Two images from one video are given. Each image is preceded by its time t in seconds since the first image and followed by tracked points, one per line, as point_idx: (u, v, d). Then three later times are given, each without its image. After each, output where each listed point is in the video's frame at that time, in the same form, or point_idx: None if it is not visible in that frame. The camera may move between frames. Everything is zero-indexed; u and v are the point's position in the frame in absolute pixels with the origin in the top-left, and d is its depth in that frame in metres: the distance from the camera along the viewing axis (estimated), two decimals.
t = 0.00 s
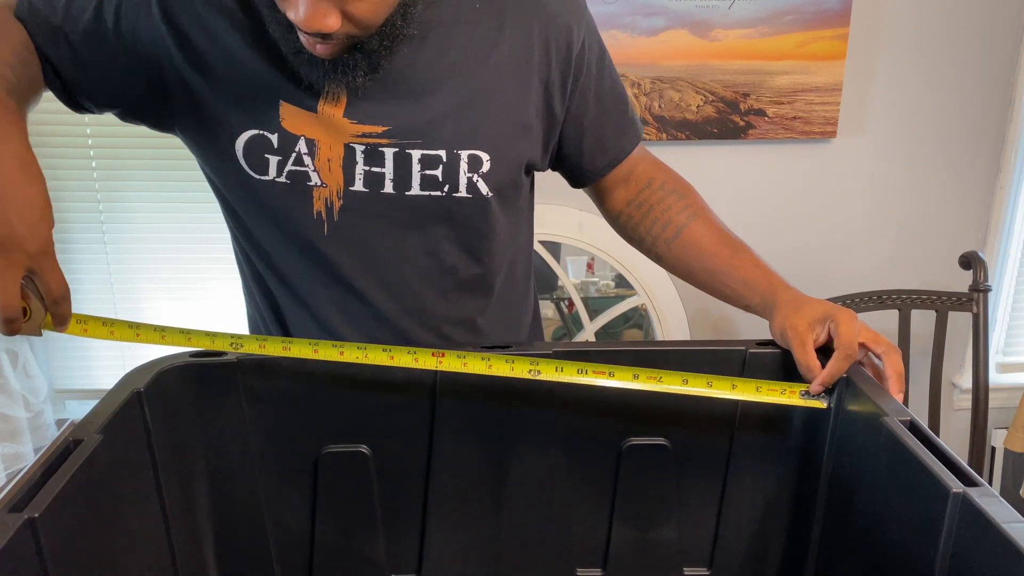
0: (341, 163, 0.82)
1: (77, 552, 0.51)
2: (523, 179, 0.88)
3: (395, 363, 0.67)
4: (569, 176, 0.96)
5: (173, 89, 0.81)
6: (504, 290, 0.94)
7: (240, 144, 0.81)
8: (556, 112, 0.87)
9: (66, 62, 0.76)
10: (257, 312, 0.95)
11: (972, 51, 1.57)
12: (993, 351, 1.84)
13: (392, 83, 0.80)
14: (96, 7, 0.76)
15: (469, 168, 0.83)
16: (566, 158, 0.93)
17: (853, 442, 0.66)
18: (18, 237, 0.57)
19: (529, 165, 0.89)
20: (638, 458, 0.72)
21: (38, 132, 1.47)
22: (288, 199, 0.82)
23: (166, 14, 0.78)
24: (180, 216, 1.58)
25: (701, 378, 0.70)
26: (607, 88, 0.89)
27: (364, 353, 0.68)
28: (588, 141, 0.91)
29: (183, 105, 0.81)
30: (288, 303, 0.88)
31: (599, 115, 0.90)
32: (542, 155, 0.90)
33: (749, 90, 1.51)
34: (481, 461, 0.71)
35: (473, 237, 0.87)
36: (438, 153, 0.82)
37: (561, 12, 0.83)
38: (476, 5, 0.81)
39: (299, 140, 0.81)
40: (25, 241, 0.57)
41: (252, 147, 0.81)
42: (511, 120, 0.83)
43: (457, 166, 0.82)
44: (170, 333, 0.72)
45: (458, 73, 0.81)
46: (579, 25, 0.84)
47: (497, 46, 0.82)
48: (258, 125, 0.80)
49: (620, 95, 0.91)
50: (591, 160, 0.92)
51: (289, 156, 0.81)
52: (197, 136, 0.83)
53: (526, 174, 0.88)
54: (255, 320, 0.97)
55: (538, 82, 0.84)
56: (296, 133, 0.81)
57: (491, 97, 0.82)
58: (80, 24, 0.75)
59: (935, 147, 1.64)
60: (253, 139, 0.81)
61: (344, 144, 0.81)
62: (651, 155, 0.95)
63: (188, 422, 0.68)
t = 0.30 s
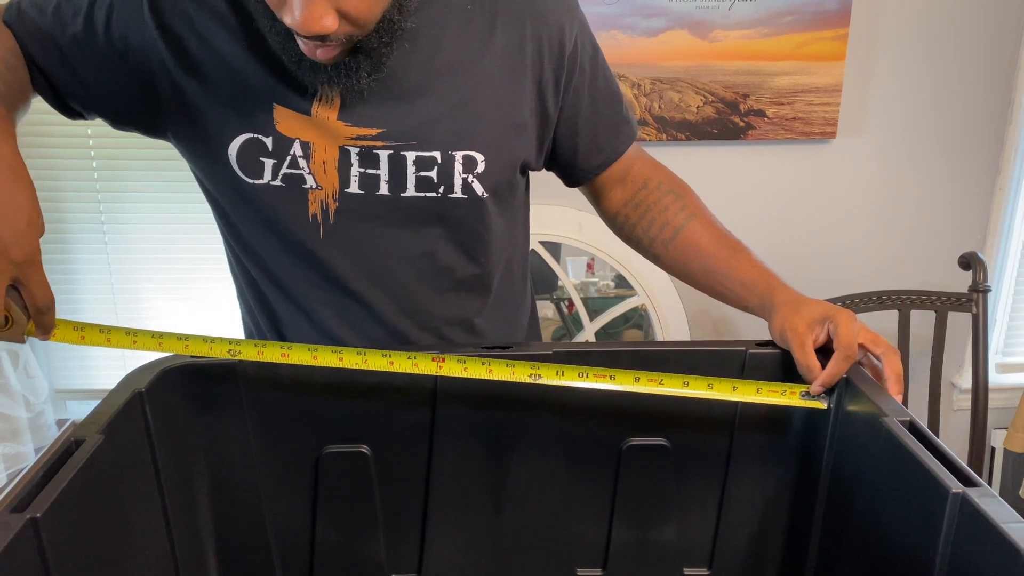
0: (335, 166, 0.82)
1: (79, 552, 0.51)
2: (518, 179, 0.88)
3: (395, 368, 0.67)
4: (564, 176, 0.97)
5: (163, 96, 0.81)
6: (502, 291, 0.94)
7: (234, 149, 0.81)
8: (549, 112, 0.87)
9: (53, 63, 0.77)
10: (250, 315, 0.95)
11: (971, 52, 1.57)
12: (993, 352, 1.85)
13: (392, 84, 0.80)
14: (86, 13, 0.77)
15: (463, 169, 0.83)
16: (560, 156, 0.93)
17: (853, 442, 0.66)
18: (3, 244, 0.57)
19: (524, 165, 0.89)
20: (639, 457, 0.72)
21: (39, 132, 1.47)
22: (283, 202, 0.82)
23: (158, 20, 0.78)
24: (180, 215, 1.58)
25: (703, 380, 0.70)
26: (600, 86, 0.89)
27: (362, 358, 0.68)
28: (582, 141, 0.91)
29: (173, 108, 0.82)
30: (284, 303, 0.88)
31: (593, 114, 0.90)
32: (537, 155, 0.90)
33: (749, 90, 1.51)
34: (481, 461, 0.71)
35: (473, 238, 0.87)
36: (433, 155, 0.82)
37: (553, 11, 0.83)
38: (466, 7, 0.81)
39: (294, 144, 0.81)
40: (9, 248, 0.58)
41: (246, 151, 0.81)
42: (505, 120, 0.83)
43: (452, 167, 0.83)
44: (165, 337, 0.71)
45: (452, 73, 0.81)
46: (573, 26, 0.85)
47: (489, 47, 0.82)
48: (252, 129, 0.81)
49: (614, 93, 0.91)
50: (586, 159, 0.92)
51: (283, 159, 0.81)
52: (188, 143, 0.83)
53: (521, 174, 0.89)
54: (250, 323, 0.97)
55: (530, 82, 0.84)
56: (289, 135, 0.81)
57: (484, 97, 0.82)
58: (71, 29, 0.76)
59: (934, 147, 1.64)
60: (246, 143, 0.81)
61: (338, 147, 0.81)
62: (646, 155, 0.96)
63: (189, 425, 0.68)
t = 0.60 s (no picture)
0: (330, 169, 0.82)
1: (79, 553, 0.51)
2: (514, 179, 0.88)
3: (395, 368, 0.67)
4: (559, 175, 0.97)
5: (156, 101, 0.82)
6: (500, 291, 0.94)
7: (228, 155, 0.82)
8: (543, 111, 0.87)
9: (47, 72, 0.77)
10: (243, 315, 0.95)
11: (971, 53, 1.58)
12: (993, 352, 1.85)
13: (390, 86, 0.81)
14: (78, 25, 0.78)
15: (459, 170, 0.83)
16: (555, 155, 0.94)
17: (852, 443, 0.66)
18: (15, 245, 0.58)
19: (519, 165, 0.89)
20: (638, 457, 0.72)
21: (40, 132, 1.47)
22: (277, 206, 0.82)
23: (148, 18, 0.78)
24: (180, 214, 1.58)
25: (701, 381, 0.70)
26: (593, 84, 0.89)
27: (361, 358, 0.68)
28: (577, 139, 0.91)
29: (169, 115, 0.82)
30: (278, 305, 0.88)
31: (587, 113, 0.90)
32: (531, 154, 0.91)
33: (749, 91, 1.51)
34: (480, 462, 0.71)
35: (472, 239, 0.87)
36: (427, 156, 0.82)
37: (546, 9, 0.84)
38: (459, 7, 0.82)
39: (288, 147, 0.81)
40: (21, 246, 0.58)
41: (241, 155, 0.81)
42: (499, 119, 0.84)
43: (447, 168, 0.83)
44: (161, 335, 0.71)
45: (447, 74, 0.82)
46: (567, 25, 0.85)
47: (483, 47, 0.82)
48: (247, 134, 0.81)
49: (608, 91, 0.91)
50: (581, 158, 0.92)
51: (278, 163, 0.81)
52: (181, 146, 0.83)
53: (517, 174, 0.89)
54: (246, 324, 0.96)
55: (523, 81, 0.85)
56: (283, 138, 0.81)
57: (478, 97, 0.83)
58: (63, 38, 0.77)
59: (934, 147, 1.64)
60: (240, 148, 0.81)
61: (333, 149, 0.82)
62: (642, 154, 0.96)
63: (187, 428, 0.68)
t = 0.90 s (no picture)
0: (328, 170, 0.82)
1: (78, 553, 0.51)
2: (513, 177, 0.89)
3: (394, 370, 0.66)
4: (556, 173, 0.96)
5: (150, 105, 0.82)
6: (500, 291, 0.94)
7: (227, 157, 0.81)
8: (540, 108, 0.88)
9: (40, 83, 0.77)
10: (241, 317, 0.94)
11: (972, 52, 1.57)
12: (994, 352, 1.84)
13: (387, 84, 0.81)
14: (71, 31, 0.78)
15: (458, 166, 0.84)
16: (552, 154, 0.93)
17: (853, 444, 0.65)
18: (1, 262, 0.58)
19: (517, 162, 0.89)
20: (638, 458, 0.72)
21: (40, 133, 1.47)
22: (275, 208, 0.82)
23: (142, 23, 0.78)
24: (180, 214, 1.58)
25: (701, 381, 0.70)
26: (590, 80, 0.89)
27: (360, 360, 0.67)
28: (575, 137, 0.91)
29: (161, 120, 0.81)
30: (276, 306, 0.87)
31: (584, 111, 0.90)
32: (528, 152, 0.91)
33: (750, 89, 1.51)
34: (480, 463, 0.71)
35: (472, 238, 0.87)
36: (426, 153, 0.82)
37: (541, 5, 0.84)
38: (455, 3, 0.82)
39: (286, 148, 0.81)
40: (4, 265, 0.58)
41: (239, 157, 0.81)
42: (496, 116, 0.84)
43: (447, 165, 0.83)
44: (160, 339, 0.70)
45: (444, 71, 0.82)
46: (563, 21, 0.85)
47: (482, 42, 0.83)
48: (244, 137, 0.81)
49: (604, 87, 0.91)
50: (578, 156, 0.92)
51: (276, 164, 0.81)
52: (174, 150, 0.83)
53: (515, 173, 0.89)
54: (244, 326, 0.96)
55: (520, 77, 0.85)
56: (282, 140, 0.81)
57: (475, 94, 0.83)
58: (57, 45, 0.77)
59: (935, 146, 1.64)
60: (238, 150, 0.81)
61: (331, 149, 0.81)
62: (639, 153, 0.95)
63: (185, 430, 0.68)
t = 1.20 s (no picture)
0: (326, 170, 0.81)
1: (76, 551, 0.51)
2: (513, 174, 0.88)
3: (393, 379, 0.65)
4: (556, 170, 0.96)
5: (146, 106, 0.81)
6: (501, 289, 0.94)
7: (224, 159, 0.80)
8: (539, 103, 0.87)
9: (46, 101, 0.80)
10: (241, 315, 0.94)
11: (975, 48, 1.57)
12: (996, 350, 1.84)
13: (386, 80, 0.80)
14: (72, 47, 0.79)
15: (458, 163, 0.83)
16: (552, 150, 0.93)
17: (856, 443, 0.65)
18: None
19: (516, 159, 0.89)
20: (640, 456, 0.71)
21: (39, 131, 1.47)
22: (276, 208, 0.82)
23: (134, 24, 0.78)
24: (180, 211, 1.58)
25: (702, 382, 0.69)
26: (589, 75, 0.89)
27: (359, 370, 0.66)
28: (574, 132, 0.90)
29: (155, 122, 0.80)
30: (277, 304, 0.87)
31: (584, 106, 0.89)
32: (527, 149, 0.91)
33: (751, 86, 1.51)
34: (480, 460, 0.70)
35: (472, 235, 0.86)
36: (426, 150, 0.82)
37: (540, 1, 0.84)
38: None
39: (282, 149, 0.80)
40: None
41: (237, 160, 0.80)
42: (495, 110, 0.84)
43: (446, 162, 0.83)
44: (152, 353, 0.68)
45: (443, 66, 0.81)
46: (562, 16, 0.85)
47: (480, 37, 0.82)
48: (239, 138, 0.79)
49: (604, 81, 0.90)
50: (578, 152, 0.92)
51: (273, 166, 0.80)
52: (168, 151, 0.82)
53: (515, 169, 0.89)
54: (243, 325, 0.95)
55: (519, 72, 0.84)
56: (279, 141, 0.80)
57: (475, 89, 0.82)
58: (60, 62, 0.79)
59: (937, 143, 1.63)
60: (235, 153, 0.80)
61: (329, 149, 0.81)
62: (639, 149, 0.95)
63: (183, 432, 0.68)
